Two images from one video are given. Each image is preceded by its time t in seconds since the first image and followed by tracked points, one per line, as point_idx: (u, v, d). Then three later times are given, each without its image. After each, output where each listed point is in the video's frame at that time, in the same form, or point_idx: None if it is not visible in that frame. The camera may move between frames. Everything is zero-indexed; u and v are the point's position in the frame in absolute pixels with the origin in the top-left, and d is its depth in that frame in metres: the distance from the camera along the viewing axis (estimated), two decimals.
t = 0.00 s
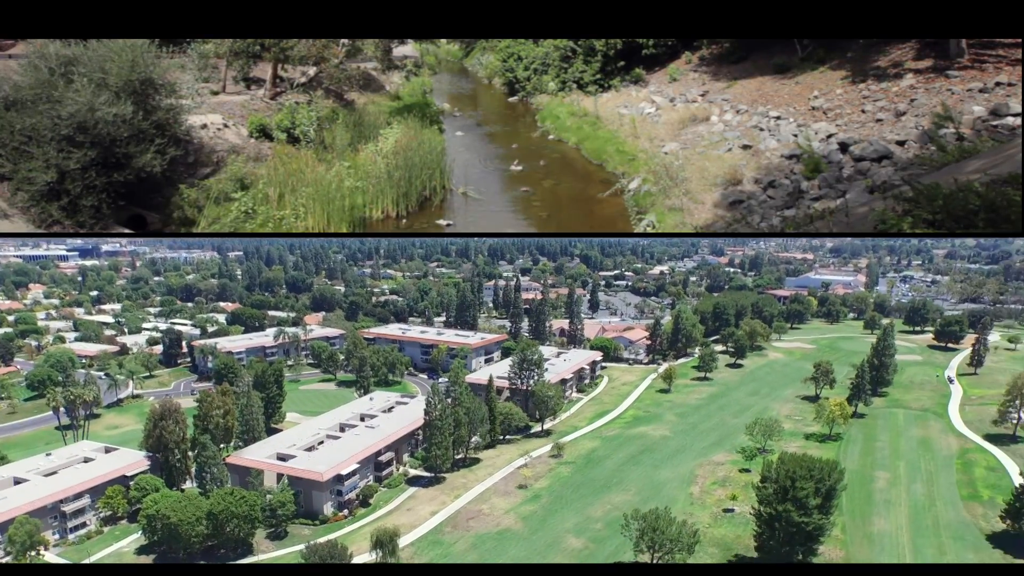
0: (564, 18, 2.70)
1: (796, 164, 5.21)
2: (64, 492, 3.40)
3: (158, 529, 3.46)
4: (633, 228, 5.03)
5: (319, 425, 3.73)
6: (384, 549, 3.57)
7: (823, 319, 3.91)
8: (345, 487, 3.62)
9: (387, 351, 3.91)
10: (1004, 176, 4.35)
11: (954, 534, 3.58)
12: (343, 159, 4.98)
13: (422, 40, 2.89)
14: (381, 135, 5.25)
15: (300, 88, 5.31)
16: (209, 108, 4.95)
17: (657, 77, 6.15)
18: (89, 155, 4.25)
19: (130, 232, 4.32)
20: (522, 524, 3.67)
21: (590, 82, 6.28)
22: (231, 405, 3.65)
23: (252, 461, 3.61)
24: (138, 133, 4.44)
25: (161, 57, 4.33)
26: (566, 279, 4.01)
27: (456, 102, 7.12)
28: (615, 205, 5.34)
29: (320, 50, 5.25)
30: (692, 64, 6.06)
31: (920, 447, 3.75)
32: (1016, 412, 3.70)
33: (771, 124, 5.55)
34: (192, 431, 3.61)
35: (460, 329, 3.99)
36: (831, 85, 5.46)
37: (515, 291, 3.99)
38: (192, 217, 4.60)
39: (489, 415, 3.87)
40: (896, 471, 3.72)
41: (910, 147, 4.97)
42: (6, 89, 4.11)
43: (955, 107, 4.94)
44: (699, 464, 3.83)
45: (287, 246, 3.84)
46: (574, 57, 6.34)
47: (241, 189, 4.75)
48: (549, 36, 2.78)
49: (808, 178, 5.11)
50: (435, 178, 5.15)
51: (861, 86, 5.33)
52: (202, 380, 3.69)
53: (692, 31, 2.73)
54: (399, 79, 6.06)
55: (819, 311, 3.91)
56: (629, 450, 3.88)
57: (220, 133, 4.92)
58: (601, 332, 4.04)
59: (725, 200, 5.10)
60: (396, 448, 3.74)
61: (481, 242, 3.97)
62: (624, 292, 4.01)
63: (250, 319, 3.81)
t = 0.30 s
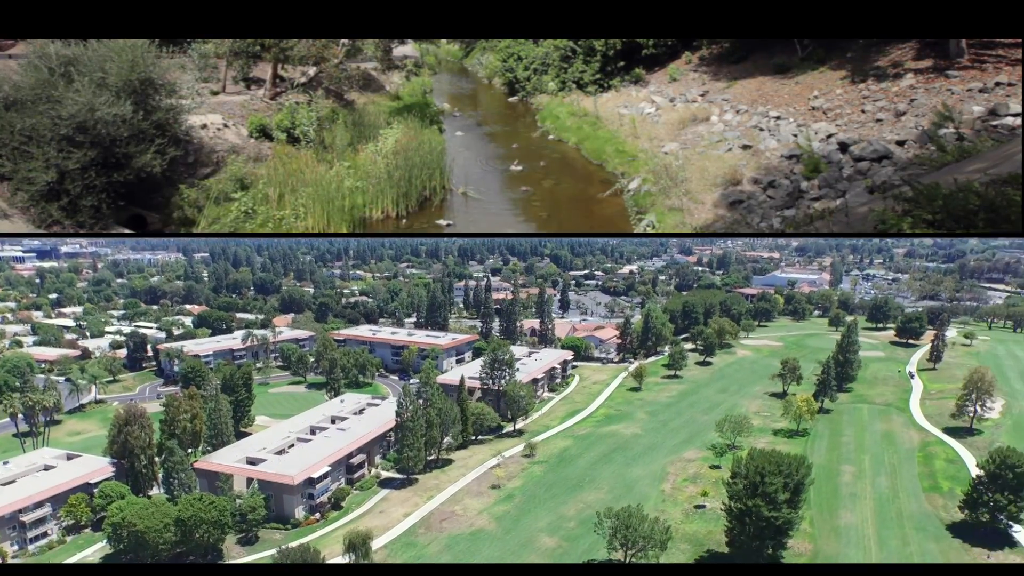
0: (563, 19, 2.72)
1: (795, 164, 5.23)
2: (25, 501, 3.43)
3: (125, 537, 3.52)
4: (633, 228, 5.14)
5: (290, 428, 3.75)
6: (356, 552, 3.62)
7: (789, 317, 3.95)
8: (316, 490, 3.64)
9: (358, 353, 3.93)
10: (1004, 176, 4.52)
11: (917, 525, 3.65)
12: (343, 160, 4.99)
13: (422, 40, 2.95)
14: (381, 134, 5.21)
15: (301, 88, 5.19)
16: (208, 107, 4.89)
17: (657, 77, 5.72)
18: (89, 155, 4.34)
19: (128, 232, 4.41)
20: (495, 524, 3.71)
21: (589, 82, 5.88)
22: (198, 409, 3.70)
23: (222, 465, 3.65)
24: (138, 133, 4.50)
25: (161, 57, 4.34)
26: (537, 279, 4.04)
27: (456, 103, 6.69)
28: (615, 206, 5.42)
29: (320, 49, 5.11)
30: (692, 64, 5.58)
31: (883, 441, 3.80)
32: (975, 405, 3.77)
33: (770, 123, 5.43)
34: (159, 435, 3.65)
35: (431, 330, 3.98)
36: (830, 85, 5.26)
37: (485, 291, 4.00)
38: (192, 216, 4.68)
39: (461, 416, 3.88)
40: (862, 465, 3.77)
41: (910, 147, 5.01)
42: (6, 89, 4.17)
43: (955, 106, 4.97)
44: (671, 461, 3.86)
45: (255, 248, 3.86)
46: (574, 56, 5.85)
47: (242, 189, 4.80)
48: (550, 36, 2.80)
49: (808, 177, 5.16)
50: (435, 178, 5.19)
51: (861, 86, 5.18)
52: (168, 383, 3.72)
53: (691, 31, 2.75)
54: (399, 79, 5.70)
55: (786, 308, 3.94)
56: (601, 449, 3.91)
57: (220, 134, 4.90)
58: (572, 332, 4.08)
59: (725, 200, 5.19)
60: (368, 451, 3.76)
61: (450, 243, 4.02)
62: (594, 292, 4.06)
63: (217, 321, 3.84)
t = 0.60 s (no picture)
0: (563, 19, 2.72)
1: (795, 164, 5.33)
2: None
3: (89, 546, 3.50)
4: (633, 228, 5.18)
5: (259, 432, 3.74)
6: (330, 556, 3.59)
7: (756, 315, 4.02)
8: (288, 494, 3.63)
9: (328, 355, 3.93)
10: (1005, 176, 4.56)
11: (881, 517, 3.67)
12: (343, 159, 5.13)
13: (424, 40, 2.93)
14: (382, 134, 5.40)
15: (301, 88, 5.37)
16: (208, 108, 5.09)
17: (657, 77, 6.10)
18: (88, 155, 4.50)
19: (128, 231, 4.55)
20: (468, 524, 3.72)
21: (589, 82, 6.28)
22: (165, 413, 3.71)
23: (190, 471, 3.63)
24: (138, 133, 4.68)
25: (161, 57, 4.57)
26: (507, 279, 4.06)
27: (457, 102, 7.14)
28: (615, 205, 5.51)
29: (320, 49, 5.36)
30: (692, 64, 6.00)
31: (849, 436, 3.85)
32: (935, 399, 3.81)
33: (769, 124, 5.63)
34: (124, 441, 3.65)
35: (402, 331, 4.02)
36: (830, 85, 5.53)
37: (456, 292, 4.05)
38: (191, 216, 4.82)
39: (433, 417, 3.90)
40: (828, 459, 3.81)
41: (910, 147, 5.14)
42: (7, 89, 4.36)
43: (956, 106, 5.13)
44: (643, 459, 3.89)
45: (221, 250, 3.91)
46: (573, 56, 6.32)
47: (241, 189, 4.92)
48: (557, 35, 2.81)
49: (808, 177, 5.24)
50: (435, 177, 5.36)
51: (861, 86, 5.43)
52: (133, 388, 3.74)
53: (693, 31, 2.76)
54: (400, 79, 6.08)
55: (753, 306, 4.01)
56: (574, 447, 3.96)
57: (220, 133, 5.08)
58: (543, 331, 4.12)
59: (725, 200, 5.23)
60: (340, 453, 3.76)
61: (421, 243, 4.05)
62: (565, 291, 4.12)
63: (183, 324, 3.88)
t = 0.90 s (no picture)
0: (561, 19, 2.72)
1: (795, 164, 5.39)
2: None
3: (53, 555, 3.49)
4: (633, 228, 5.21)
5: (229, 436, 3.77)
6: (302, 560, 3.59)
7: (725, 313, 4.04)
8: (258, 499, 3.64)
9: (298, 357, 3.95)
10: (1003, 177, 4.52)
11: (849, 510, 3.70)
12: (343, 159, 5.16)
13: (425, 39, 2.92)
14: (381, 135, 5.42)
15: (301, 88, 5.46)
16: (209, 107, 5.12)
17: (656, 77, 6.41)
18: (88, 155, 4.45)
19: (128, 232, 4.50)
20: (442, 525, 3.73)
21: (588, 82, 6.66)
22: (130, 418, 3.73)
23: (158, 477, 3.66)
24: (138, 133, 4.61)
25: (161, 58, 4.54)
26: (478, 279, 4.07)
27: (457, 102, 7.47)
28: (615, 206, 5.56)
29: (319, 50, 5.40)
30: (691, 64, 6.27)
31: (817, 431, 3.90)
32: (897, 394, 3.86)
33: (769, 124, 5.76)
34: (89, 447, 3.67)
35: (374, 332, 4.03)
36: (830, 85, 5.65)
37: (427, 292, 4.04)
38: (191, 216, 4.75)
39: (406, 418, 3.90)
40: (797, 454, 3.85)
41: (909, 147, 5.17)
42: (5, 89, 4.33)
43: (955, 106, 5.18)
44: (615, 457, 3.93)
45: (187, 251, 3.92)
46: (573, 57, 6.74)
47: (241, 189, 4.87)
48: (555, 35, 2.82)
49: (808, 177, 5.28)
50: (436, 178, 5.40)
51: (861, 86, 5.54)
52: (97, 393, 3.76)
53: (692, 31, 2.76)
54: (400, 80, 6.28)
55: (722, 304, 4.03)
56: (547, 446, 3.98)
57: (220, 133, 5.09)
58: (514, 331, 4.12)
59: (725, 200, 5.26)
60: (311, 456, 3.76)
61: (391, 244, 4.02)
62: (536, 291, 4.10)
63: (149, 328, 3.88)
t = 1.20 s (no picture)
0: (560, 19, 2.71)
1: (795, 163, 5.43)
2: None
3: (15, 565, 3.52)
4: (633, 228, 5.22)
5: (198, 441, 3.75)
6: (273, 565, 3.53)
7: (695, 312, 4.08)
8: (230, 504, 3.60)
9: (268, 360, 3.97)
10: (1003, 176, 4.59)
11: (818, 504, 3.70)
12: (343, 159, 5.41)
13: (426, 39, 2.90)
14: (381, 134, 5.69)
15: (300, 88, 5.90)
16: (209, 109, 5.48)
17: (656, 77, 6.60)
18: (87, 155, 4.66)
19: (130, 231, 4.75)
20: (417, 527, 3.70)
21: (588, 82, 6.79)
22: (94, 424, 3.71)
23: (126, 483, 3.64)
24: (136, 133, 4.86)
25: (161, 56, 4.82)
26: (449, 279, 4.09)
27: (457, 102, 7.62)
28: (614, 205, 5.58)
29: (318, 50, 5.86)
30: (691, 64, 6.46)
31: (786, 427, 3.90)
32: (862, 389, 3.88)
33: (768, 123, 5.87)
34: (51, 455, 3.66)
35: (345, 334, 4.03)
36: (829, 85, 5.81)
37: (398, 293, 4.05)
38: (191, 216, 4.99)
39: (378, 420, 3.89)
40: (767, 450, 3.85)
41: (909, 147, 5.25)
42: (5, 90, 4.54)
43: (955, 106, 5.31)
44: (589, 456, 3.92)
45: (153, 252, 3.89)
46: (571, 57, 6.88)
47: (241, 189, 5.12)
48: (554, 34, 2.81)
49: (807, 177, 5.31)
50: (435, 178, 5.51)
51: (860, 86, 5.70)
52: (59, 400, 3.74)
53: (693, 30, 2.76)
54: (399, 79, 6.75)
55: (691, 303, 4.07)
56: (520, 446, 3.97)
57: (220, 133, 5.42)
58: (486, 332, 4.13)
59: (724, 200, 5.29)
60: (283, 460, 3.74)
61: (362, 245, 4.01)
62: (507, 291, 4.09)
63: (112, 331, 3.84)
